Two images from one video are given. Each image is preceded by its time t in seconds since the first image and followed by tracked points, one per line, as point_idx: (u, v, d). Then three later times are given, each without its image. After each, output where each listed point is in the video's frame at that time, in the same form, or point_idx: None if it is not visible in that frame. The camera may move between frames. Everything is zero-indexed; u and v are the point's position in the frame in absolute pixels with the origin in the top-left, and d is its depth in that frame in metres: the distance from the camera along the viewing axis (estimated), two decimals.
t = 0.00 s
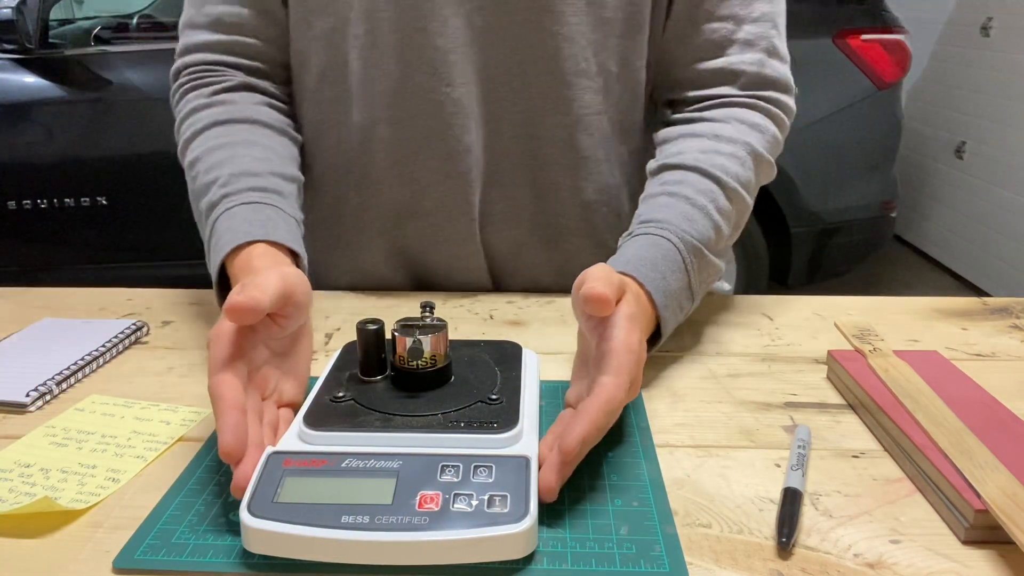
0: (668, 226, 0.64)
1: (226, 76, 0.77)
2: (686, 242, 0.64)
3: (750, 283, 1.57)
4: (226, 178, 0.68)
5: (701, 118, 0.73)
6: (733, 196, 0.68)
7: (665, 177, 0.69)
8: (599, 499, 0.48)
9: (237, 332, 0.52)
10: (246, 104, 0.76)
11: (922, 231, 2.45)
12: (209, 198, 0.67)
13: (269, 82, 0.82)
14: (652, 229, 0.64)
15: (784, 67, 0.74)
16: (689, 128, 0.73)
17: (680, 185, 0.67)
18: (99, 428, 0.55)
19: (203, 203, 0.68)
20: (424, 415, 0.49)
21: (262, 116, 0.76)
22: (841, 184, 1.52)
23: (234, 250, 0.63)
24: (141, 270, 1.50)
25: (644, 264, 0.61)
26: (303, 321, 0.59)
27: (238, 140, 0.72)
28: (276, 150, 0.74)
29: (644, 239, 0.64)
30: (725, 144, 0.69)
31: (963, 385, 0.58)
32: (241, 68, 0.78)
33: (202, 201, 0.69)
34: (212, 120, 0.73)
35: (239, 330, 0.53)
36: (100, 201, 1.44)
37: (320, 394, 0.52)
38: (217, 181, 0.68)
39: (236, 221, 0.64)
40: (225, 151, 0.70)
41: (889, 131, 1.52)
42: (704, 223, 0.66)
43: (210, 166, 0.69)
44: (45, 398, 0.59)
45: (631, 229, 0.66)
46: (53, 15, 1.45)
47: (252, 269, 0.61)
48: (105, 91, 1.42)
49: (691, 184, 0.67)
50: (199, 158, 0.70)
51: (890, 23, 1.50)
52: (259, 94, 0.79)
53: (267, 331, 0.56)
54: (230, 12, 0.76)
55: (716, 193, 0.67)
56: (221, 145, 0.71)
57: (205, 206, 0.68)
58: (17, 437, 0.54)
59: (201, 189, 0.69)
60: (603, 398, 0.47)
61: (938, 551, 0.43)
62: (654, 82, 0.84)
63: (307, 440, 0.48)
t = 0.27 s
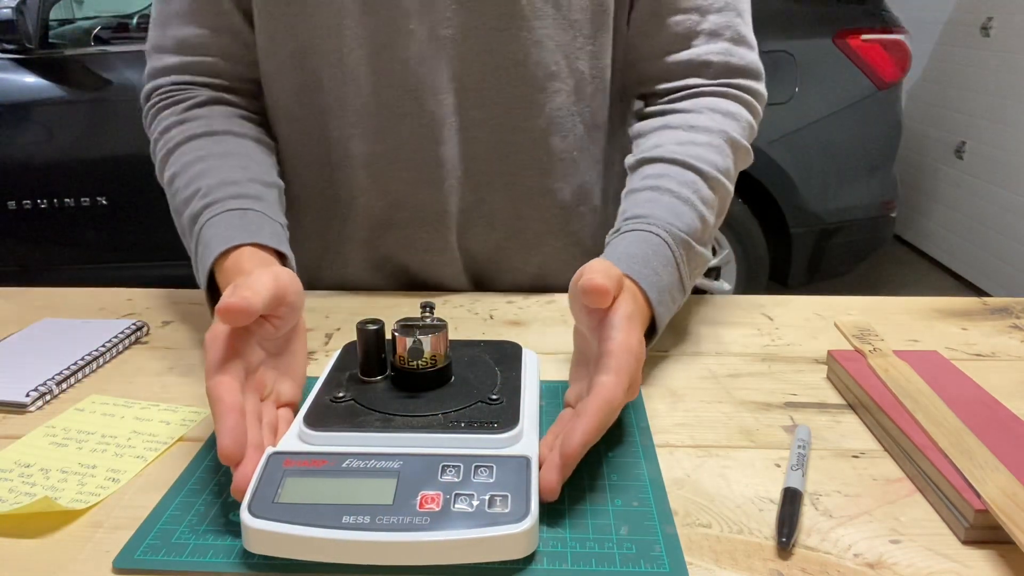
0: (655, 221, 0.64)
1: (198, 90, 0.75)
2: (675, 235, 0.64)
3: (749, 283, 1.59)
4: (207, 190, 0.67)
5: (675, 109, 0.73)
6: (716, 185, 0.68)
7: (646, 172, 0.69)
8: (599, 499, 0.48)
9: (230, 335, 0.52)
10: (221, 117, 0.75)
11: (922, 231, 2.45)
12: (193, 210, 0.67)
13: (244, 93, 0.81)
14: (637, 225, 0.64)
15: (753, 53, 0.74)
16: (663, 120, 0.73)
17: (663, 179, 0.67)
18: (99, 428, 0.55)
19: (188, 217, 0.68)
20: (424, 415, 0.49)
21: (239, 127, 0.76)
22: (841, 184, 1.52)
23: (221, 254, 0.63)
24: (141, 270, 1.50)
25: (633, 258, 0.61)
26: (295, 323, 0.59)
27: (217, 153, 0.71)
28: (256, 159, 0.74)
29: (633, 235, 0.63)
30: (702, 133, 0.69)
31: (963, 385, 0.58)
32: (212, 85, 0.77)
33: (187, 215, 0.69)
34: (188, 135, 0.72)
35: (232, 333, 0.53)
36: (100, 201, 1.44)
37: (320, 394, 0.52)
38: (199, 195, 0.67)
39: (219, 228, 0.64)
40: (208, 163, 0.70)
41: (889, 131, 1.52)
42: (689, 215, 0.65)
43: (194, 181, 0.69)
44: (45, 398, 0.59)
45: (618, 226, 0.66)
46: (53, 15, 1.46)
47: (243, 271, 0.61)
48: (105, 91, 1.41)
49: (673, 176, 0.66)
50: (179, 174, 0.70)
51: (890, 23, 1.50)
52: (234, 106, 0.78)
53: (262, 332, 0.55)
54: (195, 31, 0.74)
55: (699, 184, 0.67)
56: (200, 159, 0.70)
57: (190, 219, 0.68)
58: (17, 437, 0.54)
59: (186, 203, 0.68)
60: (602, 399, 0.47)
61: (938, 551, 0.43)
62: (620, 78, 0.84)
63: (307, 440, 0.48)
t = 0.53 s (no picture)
0: (651, 218, 0.64)
1: (186, 101, 0.75)
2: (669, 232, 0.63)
3: (749, 283, 1.59)
4: (198, 198, 0.67)
5: (666, 106, 0.73)
6: (710, 181, 0.68)
7: (640, 170, 0.68)
8: (599, 499, 0.48)
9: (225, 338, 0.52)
10: (211, 127, 0.75)
11: (922, 231, 2.45)
12: (185, 218, 0.67)
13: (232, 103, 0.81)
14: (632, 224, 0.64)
15: (740, 49, 0.74)
16: (654, 117, 0.73)
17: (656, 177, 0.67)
18: (100, 428, 0.55)
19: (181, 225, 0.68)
20: (424, 415, 0.49)
21: (229, 135, 0.76)
22: (841, 184, 1.52)
23: (214, 260, 0.63)
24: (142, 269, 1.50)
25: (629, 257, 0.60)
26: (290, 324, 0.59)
27: (208, 160, 0.71)
28: (248, 167, 0.74)
29: (629, 234, 0.63)
30: (695, 129, 0.69)
31: (963, 385, 0.58)
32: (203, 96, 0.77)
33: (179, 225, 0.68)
34: (177, 145, 0.72)
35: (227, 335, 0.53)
36: (100, 201, 1.45)
37: (321, 394, 0.52)
38: (190, 204, 0.67)
39: (212, 234, 0.64)
40: (201, 171, 0.70)
41: (889, 131, 1.52)
42: (683, 211, 0.65)
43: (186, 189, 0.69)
44: (45, 398, 0.59)
45: (613, 225, 0.66)
46: (53, 15, 1.45)
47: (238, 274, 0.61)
48: (105, 91, 1.41)
49: (667, 174, 0.66)
50: (172, 184, 0.70)
51: (890, 23, 1.50)
52: (222, 115, 0.78)
53: (257, 334, 0.55)
54: (182, 43, 0.75)
55: (693, 180, 0.67)
56: (192, 167, 0.70)
57: (182, 228, 0.67)
58: (17, 437, 0.54)
59: (178, 213, 0.68)
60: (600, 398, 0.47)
61: (937, 551, 0.43)
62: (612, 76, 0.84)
63: (307, 440, 0.48)
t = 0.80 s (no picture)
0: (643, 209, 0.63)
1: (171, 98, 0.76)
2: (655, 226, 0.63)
3: (749, 283, 1.59)
4: (180, 193, 0.67)
5: (651, 112, 0.76)
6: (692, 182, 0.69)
7: (627, 168, 0.69)
8: (599, 499, 0.48)
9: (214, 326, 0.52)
10: (200, 125, 0.75)
11: (922, 231, 2.45)
12: (167, 214, 0.67)
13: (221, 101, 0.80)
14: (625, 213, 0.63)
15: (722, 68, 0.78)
16: (640, 122, 0.75)
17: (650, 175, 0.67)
18: (99, 428, 0.55)
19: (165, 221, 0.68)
20: (425, 415, 0.49)
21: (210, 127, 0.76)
22: (841, 184, 1.52)
23: (193, 251, 0.61)
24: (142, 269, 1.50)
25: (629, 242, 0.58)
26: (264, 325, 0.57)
27: (193, 157, 0.71)
28: (233, 164, 0.74)
29: (626, 222, 0.61)
30: (681, 131, 0.72)
31: (963, 385, 0.58)
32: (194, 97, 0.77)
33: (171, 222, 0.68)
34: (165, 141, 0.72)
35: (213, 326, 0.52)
36: (100, 201, 1.45)
37: (320, 394, 0.52)
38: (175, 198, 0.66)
39: (191, 226, 0.63)
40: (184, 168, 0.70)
41: (889, 131, 1.52)
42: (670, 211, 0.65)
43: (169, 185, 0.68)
44: (45, 398, 0.59)
45: (603, 217, 0.64)
46: (53, 14, 1.45)
47: (208, 263, 0.58)
48: (105, 91, 1.41)
49: (654, 171, 0.67)
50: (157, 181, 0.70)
51: (889, 23, 1.50)
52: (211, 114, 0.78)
53: (226, 327, 0.53)
54: (175, 46, 0.75)
55: (678, 179, 0.68)
56: (176, 164, 0.70)
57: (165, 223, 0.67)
58: (17, 436, 0.54)
59: (161, 209, 0.68)
60: (628, 364, 0.45)
61: (937, 551, 0.43)
62: (597, 82, 0.84)
63: (307, 440, 0.48)
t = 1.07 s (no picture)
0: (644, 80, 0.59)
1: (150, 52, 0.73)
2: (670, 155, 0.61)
3: (749, 283, 1.59)
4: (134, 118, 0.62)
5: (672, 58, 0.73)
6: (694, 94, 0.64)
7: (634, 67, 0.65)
8: (599, 499, 0.48)
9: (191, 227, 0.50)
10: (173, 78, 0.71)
11: (922, 231, 2.45)
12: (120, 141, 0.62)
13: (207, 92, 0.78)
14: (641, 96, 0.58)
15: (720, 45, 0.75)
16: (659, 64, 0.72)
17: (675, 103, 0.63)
18: (99, 428, 0.55)
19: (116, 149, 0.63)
20: (425, 415, 0.49)
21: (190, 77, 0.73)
22: (840, 184, 1.52)
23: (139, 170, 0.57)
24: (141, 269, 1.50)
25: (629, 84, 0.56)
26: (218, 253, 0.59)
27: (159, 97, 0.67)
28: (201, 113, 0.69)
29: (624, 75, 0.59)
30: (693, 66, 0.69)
31: (963, 385, 0.58)
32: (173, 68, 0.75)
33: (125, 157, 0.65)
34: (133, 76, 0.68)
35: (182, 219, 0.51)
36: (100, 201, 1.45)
37: (320, 393, 0.52)
38: (125, 129, 0.63)
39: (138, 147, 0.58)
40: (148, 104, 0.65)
41: (889, 131, 1.52)
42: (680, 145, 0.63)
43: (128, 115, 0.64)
44: (45, 398, 0.59)
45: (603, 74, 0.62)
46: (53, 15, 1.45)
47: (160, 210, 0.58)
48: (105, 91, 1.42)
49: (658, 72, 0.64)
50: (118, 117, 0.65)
51: (890, 23, 1.50)
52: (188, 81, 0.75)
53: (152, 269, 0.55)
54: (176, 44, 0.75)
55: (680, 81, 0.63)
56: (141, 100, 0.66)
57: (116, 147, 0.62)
58: (17, 436, 0.54)
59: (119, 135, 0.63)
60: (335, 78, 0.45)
61: (937, 551, 0.43)
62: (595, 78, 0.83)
63: (307, 440, 0.48)
